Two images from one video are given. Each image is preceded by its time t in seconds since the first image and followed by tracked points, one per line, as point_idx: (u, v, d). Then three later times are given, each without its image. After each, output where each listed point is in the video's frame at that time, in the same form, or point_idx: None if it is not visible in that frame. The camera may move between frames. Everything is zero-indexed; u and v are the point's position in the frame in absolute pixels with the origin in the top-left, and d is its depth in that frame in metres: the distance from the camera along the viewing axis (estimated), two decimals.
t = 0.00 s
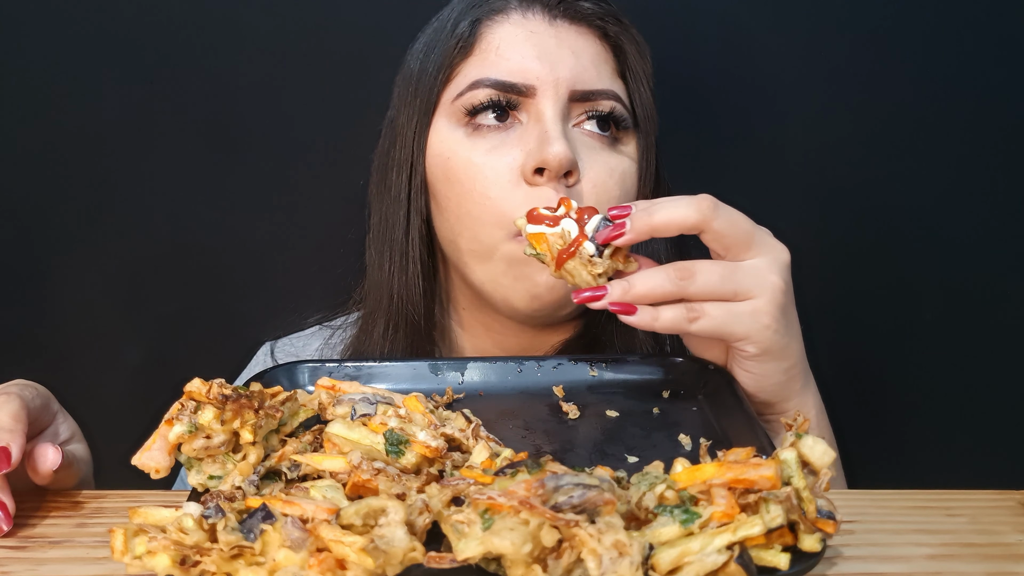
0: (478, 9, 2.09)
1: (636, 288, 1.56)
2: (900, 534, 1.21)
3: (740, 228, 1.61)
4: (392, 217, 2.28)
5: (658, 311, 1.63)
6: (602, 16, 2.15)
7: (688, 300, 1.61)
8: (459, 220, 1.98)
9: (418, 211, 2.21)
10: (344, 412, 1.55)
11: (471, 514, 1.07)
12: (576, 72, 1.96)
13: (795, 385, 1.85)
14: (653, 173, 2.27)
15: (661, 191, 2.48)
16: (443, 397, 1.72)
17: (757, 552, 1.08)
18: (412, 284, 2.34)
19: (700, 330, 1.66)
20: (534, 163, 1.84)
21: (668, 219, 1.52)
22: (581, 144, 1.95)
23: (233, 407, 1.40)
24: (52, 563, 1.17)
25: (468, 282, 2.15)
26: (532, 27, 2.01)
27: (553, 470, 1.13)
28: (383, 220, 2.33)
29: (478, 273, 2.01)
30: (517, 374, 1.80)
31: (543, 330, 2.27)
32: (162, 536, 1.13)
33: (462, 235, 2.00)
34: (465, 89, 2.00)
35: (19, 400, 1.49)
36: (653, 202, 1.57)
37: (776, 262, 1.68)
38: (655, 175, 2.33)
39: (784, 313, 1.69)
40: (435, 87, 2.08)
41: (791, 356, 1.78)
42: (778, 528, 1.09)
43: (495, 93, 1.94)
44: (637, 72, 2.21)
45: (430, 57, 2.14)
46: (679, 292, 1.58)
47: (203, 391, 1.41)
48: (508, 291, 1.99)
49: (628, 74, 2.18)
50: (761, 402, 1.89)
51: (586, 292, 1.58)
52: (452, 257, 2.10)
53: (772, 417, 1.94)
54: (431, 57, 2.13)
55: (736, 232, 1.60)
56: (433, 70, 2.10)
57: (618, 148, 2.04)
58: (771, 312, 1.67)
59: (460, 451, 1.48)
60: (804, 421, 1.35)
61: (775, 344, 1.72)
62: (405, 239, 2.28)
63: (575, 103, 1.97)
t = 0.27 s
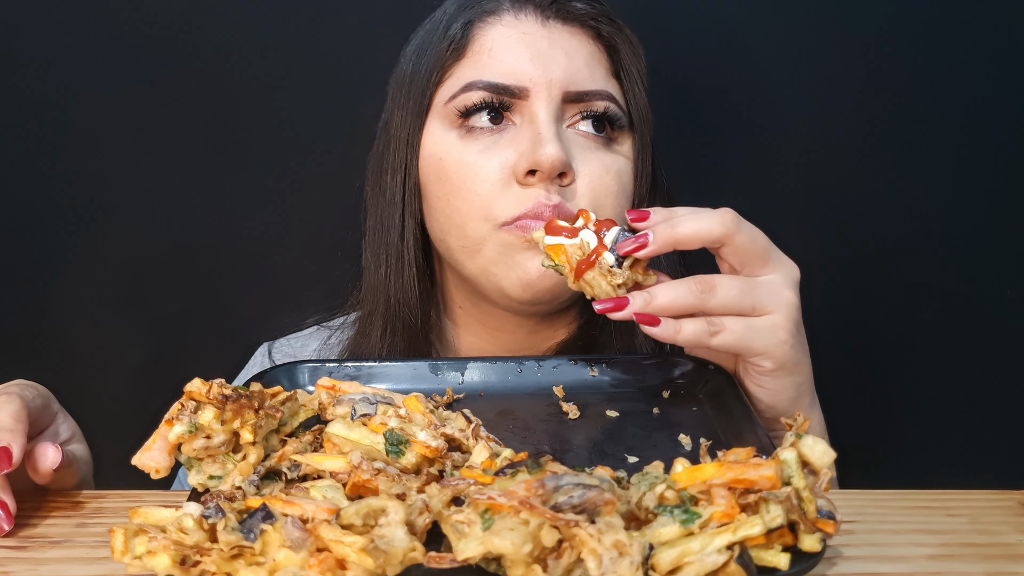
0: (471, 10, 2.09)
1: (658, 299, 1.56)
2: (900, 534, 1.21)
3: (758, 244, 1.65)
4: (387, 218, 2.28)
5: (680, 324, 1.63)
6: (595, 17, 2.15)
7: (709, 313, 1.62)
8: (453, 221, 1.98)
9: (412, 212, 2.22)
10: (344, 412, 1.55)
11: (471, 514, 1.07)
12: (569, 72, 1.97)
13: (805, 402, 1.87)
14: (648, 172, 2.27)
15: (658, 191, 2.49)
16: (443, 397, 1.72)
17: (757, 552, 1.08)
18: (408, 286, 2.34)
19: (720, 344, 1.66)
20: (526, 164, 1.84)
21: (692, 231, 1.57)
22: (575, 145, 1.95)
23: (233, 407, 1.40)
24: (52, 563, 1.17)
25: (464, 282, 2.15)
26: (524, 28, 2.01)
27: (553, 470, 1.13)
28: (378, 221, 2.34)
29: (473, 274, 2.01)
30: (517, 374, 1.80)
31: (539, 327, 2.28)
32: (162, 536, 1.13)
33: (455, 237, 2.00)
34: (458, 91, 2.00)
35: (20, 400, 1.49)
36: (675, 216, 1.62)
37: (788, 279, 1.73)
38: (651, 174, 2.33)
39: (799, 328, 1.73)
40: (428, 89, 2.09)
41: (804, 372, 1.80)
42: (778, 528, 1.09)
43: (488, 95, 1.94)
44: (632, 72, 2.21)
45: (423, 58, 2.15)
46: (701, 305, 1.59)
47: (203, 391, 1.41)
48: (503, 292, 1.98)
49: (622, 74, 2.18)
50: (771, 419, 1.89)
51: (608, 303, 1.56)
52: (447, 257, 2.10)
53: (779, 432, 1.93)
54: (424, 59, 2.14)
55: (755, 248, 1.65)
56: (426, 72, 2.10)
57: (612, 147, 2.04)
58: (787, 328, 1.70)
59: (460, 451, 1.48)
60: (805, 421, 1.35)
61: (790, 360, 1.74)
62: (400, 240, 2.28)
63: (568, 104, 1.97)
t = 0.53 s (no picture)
0: (467, 13, 2.09)
1: (664, 294, 1.56)
2: (900, 534, 1.21)
3: (755, 240, 1.67)
4: (385, 221, 2.28)
5: (687, 319, 1.62)
6: (591, 18, 2.15)
7: (711, 307, 1.62)
8: (450, 224, 1.98)
9: (410, 215, 2.22)
10: (344, 412, 1.55)
11: (471, 514, 1.07)
12: (565, 75, 1.96)
13: (803, 397, 1.88)
14: (645, 173, 2.27)
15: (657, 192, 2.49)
16: (443, 397, 1.72)
17: (757, 552, 1.08)
18: (407, 288, 2.34)
19: (724, 338, 1.66)
20: (523, 168, 1.84)
21: (691, 227, 1.59)
22: (571, 147, 1.95)
23: (233, 407, 1.40)
24: (52, 563, 1.17)
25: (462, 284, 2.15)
26: (520, 30, 2.01)
27: (553, 470, 1.13)
28: (376, 224, 2.34)
29: (471, 277, 2.01)
30: (517, 374, 1.80)
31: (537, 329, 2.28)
32: (162, 536, 1.13)
33: (453, 240, 2.00)
34: (454, 95, 2.00)
35: (20, 400, 1.49)
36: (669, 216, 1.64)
37: (785, 273, 1.75)
38: (648, 174, 2.33)
39: (797, 320, 1.75)
40: (425, 92, 2.09)
41: (803, 365, 1.82)
42: (778, 528, 1.09)
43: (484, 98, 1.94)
44: (628, 72, 2.21)
45: (420, 61, 2.14)
46: (704, 299, 1.60)
47: (203, 391, 1.41)
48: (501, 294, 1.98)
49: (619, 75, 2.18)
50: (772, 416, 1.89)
51: (615, 298, 1.57)
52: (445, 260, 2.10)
53: (780, 429, 1.93)
54: (421, 62, 2.14)
55: (752, 244, 1.66)
56: (423, 75, 2.10)
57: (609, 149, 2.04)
58: (788, 320, 1.72)
59: (460, 451, 1.48)
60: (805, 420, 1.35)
61: (791, 352, 1.75)
62: (398, 243, 2.28)
63: (564, 106, 1.97)
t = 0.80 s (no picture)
0: (462, 14, 2.09)
1: (648, 297, 1.59)
2: (900, 534, 1.21)
3: (727, 234, 1.71)
4: (383, 223, 2.28)
5: (670, 321, 1.62)
6: (585, 17, 2.15)
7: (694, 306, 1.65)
8: (448, 226, 1.98)
9: (408, 217, 2.22)
10: (344, 411, 1.55)
11: (472, 514, 1.07)
12: (561, 75, 1.96)
13: (790, 385, 1.88)
14: (642, 172, 2.27)
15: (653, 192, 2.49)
16: (443, 397, 1.72)
17: (757, 552, 1.08)
18: (406, 290, 2.34)
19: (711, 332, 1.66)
20: (520, 170, 1.84)
21: (665, 228, 1.62)
22: (568, 148, 1.95)
23: (234, 407, 1.40)
24: (52, 563, 1.17)
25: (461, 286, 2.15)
26: (515, 31, 2.00)
27: (553, 470, 1.13)
28: (373, 226, 2.34)
29: (470, 279, 2.01)
30: (517, 374, 1.80)
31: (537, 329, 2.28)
32: (162, 536, 1.13)
33: (451, 242, 2.00)
34: (451, 97, 2.00)
35: (21, 400, 1.49)
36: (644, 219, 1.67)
37: (761, 263, 1.78)
38: (645, 172, 2.33)
39: (778, 307, 1.76)
40: (421, 94, 2.09)
41: (787, 352, 1.83)
42: (778, 528, 1.09)
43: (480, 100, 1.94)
44: (623, 71, 2.21)
45: (415, 63, 2.14)
46: (686, 299, 1.63)
47: (204, 391, 1.41)
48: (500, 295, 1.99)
49: (614, 74, 2.18)
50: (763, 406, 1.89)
51: (602, 303, 1.56)
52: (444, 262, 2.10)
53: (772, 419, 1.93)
54: (416, 64, 2.13)
55: (724, 239, 1.70)
56: (419, 77, 2.10)
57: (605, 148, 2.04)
58: (770, 307, 1.73)
59: (460, 451, 1.48)
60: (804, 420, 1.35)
61: (776, 339, 1.76)
62: (396, 245, 2.28)
63: (560, 107, 1.97)
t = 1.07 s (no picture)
0: (445, 18, 2.09)
1: (642, 280, 1.58)
2: (900, 534, 1.21)
3: (708, 229, 1.75)
4: (373, 227, 2.28)
5: (663, 305, 1.64)
6: (568, 16, 2.15)
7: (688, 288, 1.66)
8: (439, 229, 1.98)
9: (399, 220, 2.22)
10: (344, 411, 1.55)
11: (471, 514, 1.07)
12: (545, 75, 1.96)
13: (776, 378, 1.91)
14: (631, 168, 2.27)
15: (643, 191, 2.49)
16: (443, 397, 1.72)
17: (757, 552, 1.08)
18: (398, 293, 2.34)
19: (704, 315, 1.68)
20: (508, 172, 1.84)
21: (649, 225, 1.64)
22: (555, 147, 1.95)
23: (233, 407, 1.40)
24: (52, 563, 1.17)
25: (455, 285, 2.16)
26: (498, 33, 2.00)
27: (553, 470, 1.13)
28: (364, 230, 2.33)
29: (463, 280, 2.01)
30: (517, 374, 1.80)
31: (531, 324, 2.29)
32: (162, 536, 1.13)
33: (442, 245, 2.00)
34: (437, 101, 2.00)
35: (22, 400, 1.50)
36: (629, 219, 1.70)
37: (744, 256, 1.82)
38: (633, 168, 2.33)
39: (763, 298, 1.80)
40: (407, 99, 2.08)
41: (773, 343, 1.86)
42: (778, 528, 1.09)
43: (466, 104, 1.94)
44: (608, 68, 2.21)
45: (401, 68, 2.14)
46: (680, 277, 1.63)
47: (203, 391, 1.41)
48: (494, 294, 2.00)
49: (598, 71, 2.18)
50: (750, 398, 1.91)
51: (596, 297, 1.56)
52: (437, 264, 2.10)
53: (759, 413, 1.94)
54: (401, 69, 2.13)
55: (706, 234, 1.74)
56: (405, 82, 2.10)
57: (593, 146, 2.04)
58: (757, 296, 1.77)
59: (460, 451, 1.48)
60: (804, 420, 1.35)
61: (764, 329, 1.79)
62: (386, 248, 2.29)
63: (546, 107, 1.97)
